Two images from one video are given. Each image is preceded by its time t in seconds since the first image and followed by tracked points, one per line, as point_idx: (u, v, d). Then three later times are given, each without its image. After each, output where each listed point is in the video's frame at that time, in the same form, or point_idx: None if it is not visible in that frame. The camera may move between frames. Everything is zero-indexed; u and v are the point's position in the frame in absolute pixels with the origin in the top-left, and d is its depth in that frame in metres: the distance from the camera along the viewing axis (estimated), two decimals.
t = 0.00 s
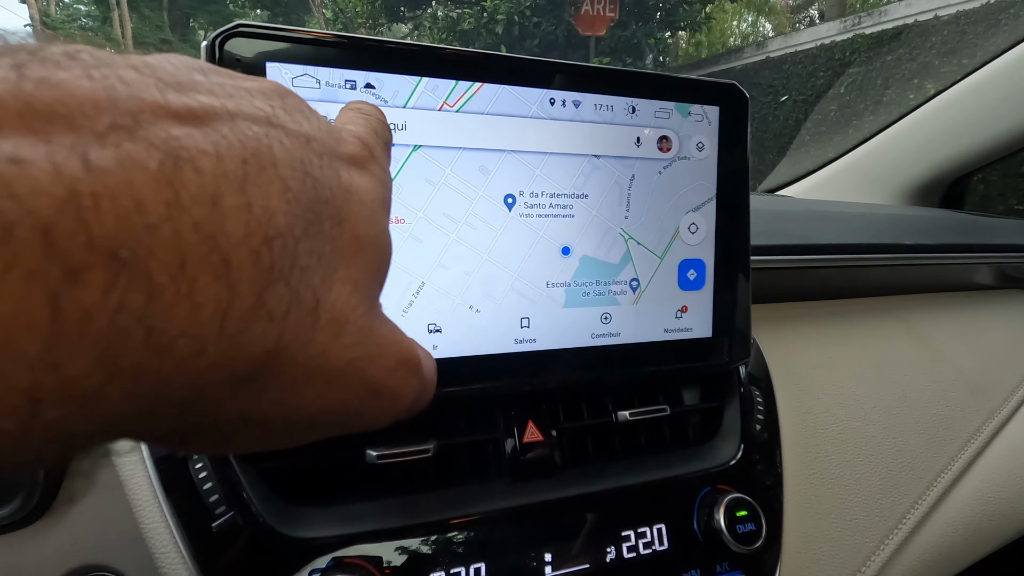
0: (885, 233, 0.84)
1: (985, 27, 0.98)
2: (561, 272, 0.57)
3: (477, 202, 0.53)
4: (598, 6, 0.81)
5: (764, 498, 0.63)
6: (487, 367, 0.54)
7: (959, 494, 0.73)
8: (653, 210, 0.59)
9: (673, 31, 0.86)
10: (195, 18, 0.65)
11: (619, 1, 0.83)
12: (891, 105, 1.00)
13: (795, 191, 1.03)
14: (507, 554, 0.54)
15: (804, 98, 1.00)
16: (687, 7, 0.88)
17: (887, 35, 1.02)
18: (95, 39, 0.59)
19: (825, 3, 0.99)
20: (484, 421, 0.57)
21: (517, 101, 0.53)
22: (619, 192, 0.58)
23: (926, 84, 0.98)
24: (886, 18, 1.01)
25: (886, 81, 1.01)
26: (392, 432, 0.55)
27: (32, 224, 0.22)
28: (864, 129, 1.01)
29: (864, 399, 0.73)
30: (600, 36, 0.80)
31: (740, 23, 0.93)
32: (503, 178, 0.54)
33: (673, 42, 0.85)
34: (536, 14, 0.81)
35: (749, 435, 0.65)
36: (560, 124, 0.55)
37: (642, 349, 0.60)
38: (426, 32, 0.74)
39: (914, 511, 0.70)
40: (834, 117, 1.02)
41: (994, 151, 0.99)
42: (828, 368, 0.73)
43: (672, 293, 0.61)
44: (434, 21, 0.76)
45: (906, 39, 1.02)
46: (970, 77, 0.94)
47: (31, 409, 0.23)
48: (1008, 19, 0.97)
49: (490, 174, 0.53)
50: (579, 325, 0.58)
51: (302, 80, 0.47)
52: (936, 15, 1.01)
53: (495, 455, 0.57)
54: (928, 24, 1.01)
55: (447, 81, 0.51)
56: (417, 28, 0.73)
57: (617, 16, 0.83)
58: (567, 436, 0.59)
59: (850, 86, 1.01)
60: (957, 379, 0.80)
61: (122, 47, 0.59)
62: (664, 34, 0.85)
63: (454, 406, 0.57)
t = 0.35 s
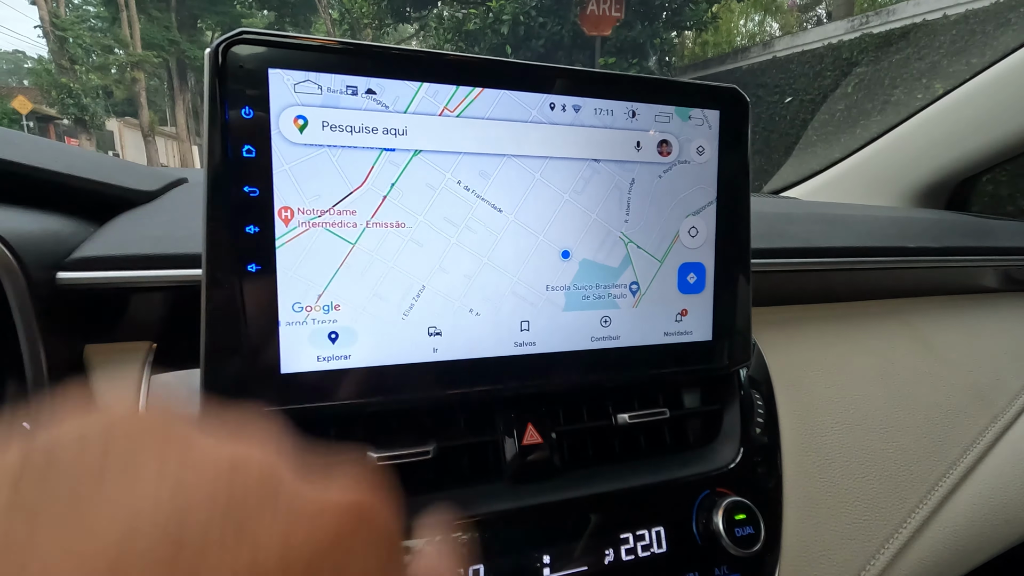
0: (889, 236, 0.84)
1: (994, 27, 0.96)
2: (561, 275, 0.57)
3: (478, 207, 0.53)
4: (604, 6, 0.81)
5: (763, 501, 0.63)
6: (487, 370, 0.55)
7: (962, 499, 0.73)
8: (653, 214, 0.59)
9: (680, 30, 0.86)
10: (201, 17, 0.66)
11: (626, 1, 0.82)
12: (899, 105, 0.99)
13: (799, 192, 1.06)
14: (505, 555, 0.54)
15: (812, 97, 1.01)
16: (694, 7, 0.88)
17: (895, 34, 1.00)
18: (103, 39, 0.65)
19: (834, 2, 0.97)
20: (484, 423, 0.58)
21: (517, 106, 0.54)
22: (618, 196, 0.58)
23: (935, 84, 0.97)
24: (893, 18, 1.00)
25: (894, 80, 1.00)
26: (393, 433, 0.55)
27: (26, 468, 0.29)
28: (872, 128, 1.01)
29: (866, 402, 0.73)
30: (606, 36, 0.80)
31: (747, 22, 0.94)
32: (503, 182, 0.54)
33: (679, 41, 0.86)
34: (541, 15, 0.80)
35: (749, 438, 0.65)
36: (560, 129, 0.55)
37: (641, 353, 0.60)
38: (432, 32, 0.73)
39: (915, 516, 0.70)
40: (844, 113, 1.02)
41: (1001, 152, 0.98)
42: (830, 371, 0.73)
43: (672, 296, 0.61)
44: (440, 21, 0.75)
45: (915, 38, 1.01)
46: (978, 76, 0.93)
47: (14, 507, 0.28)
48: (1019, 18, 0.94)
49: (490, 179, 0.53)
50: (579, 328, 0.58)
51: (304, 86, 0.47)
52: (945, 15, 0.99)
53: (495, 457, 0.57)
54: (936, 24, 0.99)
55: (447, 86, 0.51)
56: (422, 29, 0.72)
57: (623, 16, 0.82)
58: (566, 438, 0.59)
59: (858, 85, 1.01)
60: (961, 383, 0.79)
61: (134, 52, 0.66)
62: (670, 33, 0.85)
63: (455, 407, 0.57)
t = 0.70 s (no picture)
0: (899, 234, 0.83)
1: (1004, 25, 0.94)
2: (568, 273, 0.57)
3: (486, 204, 0.53)
4: (610, 5, 0.80)
5: (773, 502, 0.62)
6: (495, 368, 0.54)
7: (975, 501, 0.72)
8: (662, 211, 0.59)
9: (686, 30, 0.85)
10: (208, 17, 0.67)
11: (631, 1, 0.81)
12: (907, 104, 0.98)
13: (808, 191, 1.06)
14: (512, 554, 0.54)
15: (819, 96, 1.00)
16: (699, 6, 0.88)
17: (903, 33, 0.98)
18: (112, 39, 0.65)
19: None
20: (491, 423, 0.57)
21: (525, 102, 0.53)
22: (627, 194, 0.58)
23: (944, 82, 0.96)
24: (902, 16, 0.98)
25: (902, 79, 0.99)
26: (400, 432, 0.55)
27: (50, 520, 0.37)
28: (880, 128, 1.01)
29: (876, 403, 0.72)
30: (612, 35, 0.80)
31: (753, 22, 0.92)
32: (510, 179, 0.54)
33: (685, 41, 0.85)
34: (547, 14, 0.81)
35: (758, 438, 0.64)
36: (569, 125, 0.55)
37: (650, 351, 0.59)
38: (438, 32, 0.75)
39: (927, 518, 0.69)
40: (850, 113, 1.01)
41: (1013, 151, 0.97)
42: (840, 371, 0.72)
43: (681, 294, 0.60)
44: (446, 21, 0.77)
45: (922, 37, 0.98)
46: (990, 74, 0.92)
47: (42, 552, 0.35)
48: None
49: (498, 176, 0.53)
50: (586, 326, 0.58)
51: (312, 82, 0.47)
52: (954, 13, 0.97)
53: (502, 456, 0.57)
54: (946, 22, 0.97)
55: (455, 82, 0.51)
56: (429, 29, 0.75)
57: (629, 15, 0.82)
58: (574, 438, 0.59)
59: (865, 84, 1.00)
60: (973, 383, 0.78)
61: (142, 53, 0.66)
62: (676, 32, 0.84)
63: (462, 406, 0.57)
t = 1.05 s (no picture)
0: (909, 234, 0.83)
1: (1013, 23, 0.94)
2: (578, 273, 0.57)
3: (497, 204, 0.53)
4: (615, 5, 0.81)
5: (783, 502, 0.62)
6: (505, 368, 0.55)
7: (986, 502, 0.72)
8: (672, 211, 0.59)
9: (692, 30, 0.85)
10: (214, 17, 0.67)
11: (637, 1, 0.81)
12: (915, 104, 0.98)
13: (815, 191, 1.06)
14: (523, 553, 0.54)
15: (825, 96, 1.00)
16: (705, 5, 0.87)
17: (911, 32, 0.97)
18: (120, 40, 0.65)
19: None
20: (501, 422, 0.57)
21: (536, 102, 0.53)
22: (637, 193, 0.58)
23: (951, 82, 0.96)
24: (909, 16, 0.97)
25: (910, 79, 0.98)
26: (411, 430, 0.55)
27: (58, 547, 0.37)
28: (888, 127, 1.00)
29: (886, 403, 0.72)
30: (617, 35, 0.80)
31: (759, 22, 0.91)
32: (521, 179, 0.54)
33: (691, 41, 0.85)
34: (553, 13, 0.81)
35: (768, 439, 0.64)
36: (579, 125, 0.55)
37: (659, 351, 0.60)
38: (443, 32, 0.74)
39: (937, 519, 0.69)
40: (857, 113, 1.01)
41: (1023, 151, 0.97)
42: (849, 371, 0.72)
43: (690, 294, 0.60)
44: (451, 21, 0.76)
45: (931, 36, 0.98)
46: (998, 74, 0.92)
47: None
48: None
49: (509, 175, 0.53)
50: (596, 325, 0.58)
51: (325, 82, 0.47)
52: (963, 12, 0.97)
53: (512, 456, 0.57)
54: (954, 22, 0.97)
55: (467, 82, 0.51)
56: (433, 29, 0.73)
57: (634, 15, 0.81)
58: (583, 437, 0.59)
59: (873, 84, 1.00)
60: (984, 384, 0.78)
61: (149, 54, 0.66)
62: (682, 32, 0.84)
63: (472, 405, 0.57)
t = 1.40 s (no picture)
0: (917, 235, 0.82)
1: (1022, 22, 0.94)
2: (585, 272, 0.57)
3: (502, 203, 0.53)
4: (620, 5, 0.80)
5: (791, 503, 0.62)
6: (512, 367, 0.55)
7: (996, 504, 0.71)
8: (679, 211, 0.59)
9: (697, 29, 0.85)
10: (220, 18, 0.67)
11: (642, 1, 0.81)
12: (923, 103, 0.98)
13: (822, 191, 1.06)
14: (529, 553, 0.54)
15: (832, 96, 0.99)
16: (710, 4, 0.87)
17: (918, 32, 0.97)
18: (127, 41, 0.66)
19: None
20: (508, 422, 0.57)
21: (543, 101, 0.53)
22: (644, 193, 0.57)
23: (959, 82, 0.95)
24: (917, 14, 0.97)
25: (917, 78, 0.98)
26: (417, 430, 0.55)
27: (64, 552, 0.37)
28: (895, 128, 0.99)
29: (895, 404, 0.72)
30: (622, 35, 0.79)
31: (765, 21, 0.90)
32: (528, 178, 0.54)
33: (696, 40, 0.85)
34: (558, 14, 0.81)
35: (775, 439, 0.64)
36: (586, 125, 0.55)
37: (666, 351, 0.59)
38: (448, 32, 0.75)
39: (947, 521, 0.68)
40: (864, 113, 1.00)
41: None
42: (857, 372, 0.72)
43: (698, 294, 0.60)
44: (456, 22, 0.77)
45: (939, 35, 0.97)
46: (1009, 73, 0.91)
47: None
48: None
49: (516, 175, 0.53)
50: (603, 325, 0.58)
51: (333, 82, 0.48)
52: (971, 11, 0.97)
53: (519, 455, 0.57)
54: (962, 20, 0.96)
55: (474, 82, 0.51)
56: (438, 30, 0.75)
57: (640, 15, 0.81)
58: (590, 437, 0.59)
59: (880, 83, 0.99)
60: (993, 385, 0.78)
61: (156, 54, 0.67)
62: (687, 32, 0.84)
63: (478, 405, 0.57)
